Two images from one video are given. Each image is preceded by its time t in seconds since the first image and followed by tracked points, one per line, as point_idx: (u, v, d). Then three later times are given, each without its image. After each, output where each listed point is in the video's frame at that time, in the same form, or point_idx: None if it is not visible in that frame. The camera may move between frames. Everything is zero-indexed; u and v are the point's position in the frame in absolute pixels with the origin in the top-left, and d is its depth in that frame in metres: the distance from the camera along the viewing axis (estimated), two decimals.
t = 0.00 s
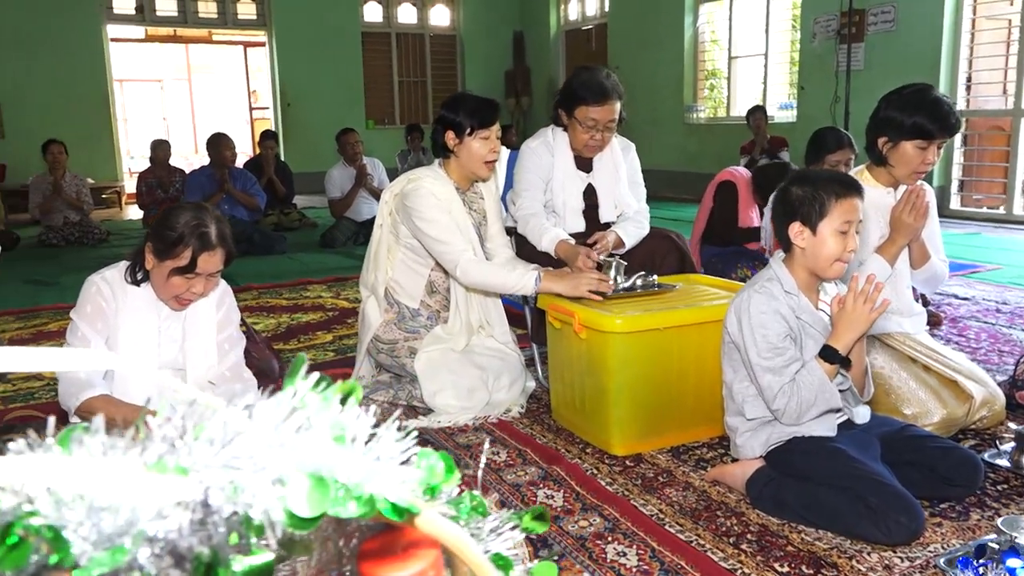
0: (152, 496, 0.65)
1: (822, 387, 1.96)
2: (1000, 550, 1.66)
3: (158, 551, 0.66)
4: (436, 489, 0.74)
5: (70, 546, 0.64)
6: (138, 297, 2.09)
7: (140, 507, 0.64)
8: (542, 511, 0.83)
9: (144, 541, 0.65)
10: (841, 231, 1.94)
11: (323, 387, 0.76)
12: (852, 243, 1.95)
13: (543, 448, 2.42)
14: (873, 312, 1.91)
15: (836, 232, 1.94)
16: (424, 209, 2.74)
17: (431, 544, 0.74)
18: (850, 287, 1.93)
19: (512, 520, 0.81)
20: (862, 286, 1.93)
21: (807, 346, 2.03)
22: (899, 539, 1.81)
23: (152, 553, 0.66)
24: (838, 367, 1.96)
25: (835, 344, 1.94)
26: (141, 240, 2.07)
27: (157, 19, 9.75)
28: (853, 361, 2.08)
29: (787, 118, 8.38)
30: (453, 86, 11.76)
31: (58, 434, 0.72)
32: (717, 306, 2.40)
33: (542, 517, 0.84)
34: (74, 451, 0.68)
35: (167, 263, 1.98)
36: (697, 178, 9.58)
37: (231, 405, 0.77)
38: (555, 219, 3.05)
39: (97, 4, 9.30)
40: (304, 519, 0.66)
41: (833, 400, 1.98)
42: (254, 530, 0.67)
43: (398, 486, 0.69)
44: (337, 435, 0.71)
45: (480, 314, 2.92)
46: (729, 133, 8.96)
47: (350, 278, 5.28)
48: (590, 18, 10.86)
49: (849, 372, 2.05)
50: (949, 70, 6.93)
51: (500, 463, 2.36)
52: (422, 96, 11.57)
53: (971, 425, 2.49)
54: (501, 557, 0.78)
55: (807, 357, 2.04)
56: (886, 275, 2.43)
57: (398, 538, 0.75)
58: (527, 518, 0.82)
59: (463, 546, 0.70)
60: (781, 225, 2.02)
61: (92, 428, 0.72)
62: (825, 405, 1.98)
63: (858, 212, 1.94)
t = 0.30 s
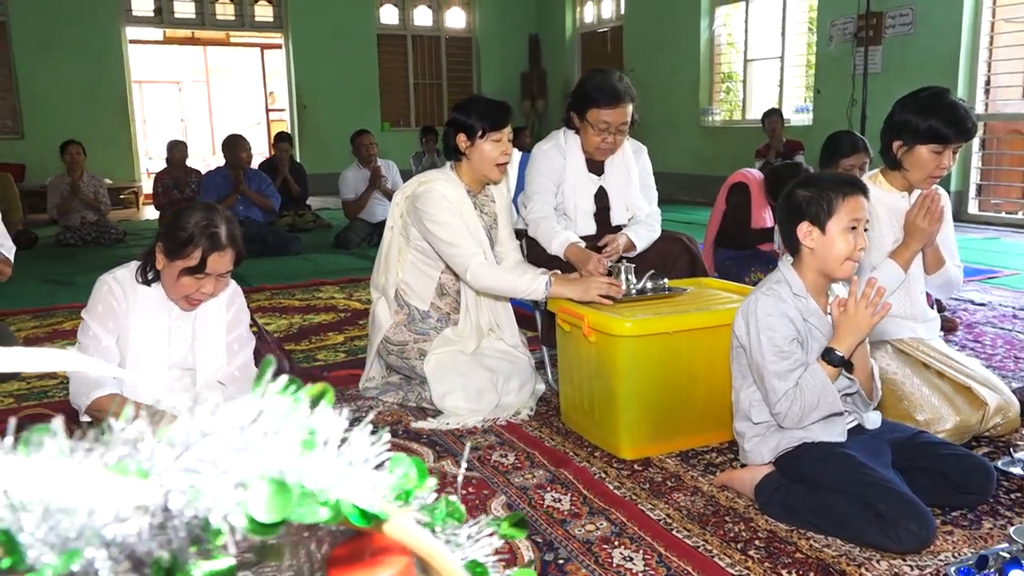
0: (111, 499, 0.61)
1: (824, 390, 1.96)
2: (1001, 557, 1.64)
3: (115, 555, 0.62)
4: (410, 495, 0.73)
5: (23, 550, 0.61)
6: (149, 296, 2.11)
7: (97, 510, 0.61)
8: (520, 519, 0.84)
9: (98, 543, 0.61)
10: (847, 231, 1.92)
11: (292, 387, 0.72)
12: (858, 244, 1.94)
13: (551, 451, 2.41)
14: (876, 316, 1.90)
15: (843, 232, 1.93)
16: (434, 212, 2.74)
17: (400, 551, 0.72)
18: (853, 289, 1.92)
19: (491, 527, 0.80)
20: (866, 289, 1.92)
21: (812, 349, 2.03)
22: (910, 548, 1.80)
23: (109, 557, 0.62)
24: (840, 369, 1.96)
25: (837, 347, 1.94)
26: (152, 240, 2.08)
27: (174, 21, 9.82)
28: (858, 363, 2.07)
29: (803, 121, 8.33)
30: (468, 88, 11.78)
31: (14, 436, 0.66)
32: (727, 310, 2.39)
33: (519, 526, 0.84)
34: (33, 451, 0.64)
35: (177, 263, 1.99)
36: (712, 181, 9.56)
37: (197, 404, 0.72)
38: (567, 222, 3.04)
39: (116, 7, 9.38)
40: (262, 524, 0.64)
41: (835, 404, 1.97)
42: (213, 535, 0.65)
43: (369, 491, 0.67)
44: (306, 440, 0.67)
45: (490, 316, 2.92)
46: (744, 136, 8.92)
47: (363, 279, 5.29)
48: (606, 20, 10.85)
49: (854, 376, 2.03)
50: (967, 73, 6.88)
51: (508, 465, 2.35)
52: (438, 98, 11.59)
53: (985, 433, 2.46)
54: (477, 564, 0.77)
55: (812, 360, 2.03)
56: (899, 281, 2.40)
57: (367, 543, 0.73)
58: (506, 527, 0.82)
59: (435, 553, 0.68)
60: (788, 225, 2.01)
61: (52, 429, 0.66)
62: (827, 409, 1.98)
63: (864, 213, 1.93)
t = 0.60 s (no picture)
0: (58, 497, 0.57)
1: (825, 390, 1.95)
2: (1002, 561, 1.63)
3: (60, 557, 0.57)
4: (373, 496, 0.71)
5: None
6: (154, 296, 2.10)
7: (43, 509, 0.56)
8: (490, 522, 0.82)
9: (45, 543, 0.56)
10: (847, 230, 1.91)
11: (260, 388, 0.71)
12: (859, 243, 1.93)
13: (555, 452, 2.41)
14: (875, 314, 1.90)
15: (843, 231, 1.92)
16: (439, 212, 2.74)
17: (357, 551, 0.66)
18: (853, 289, 1.91)
19: (461, 529, 0.78)
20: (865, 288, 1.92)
21: (812, 349, 2.01)
22: (915, 552, 1.78)
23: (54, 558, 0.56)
24: (841, 369, 1.95)
25: (837, 346, 1.93)
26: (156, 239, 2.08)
27: (187, 22, 9.86)
28: (859, 363, 2.06)
29: (814, 121, 8.30)
30: (478, 89, 11.78)
31: None
32: (731, 311, 2.38)
33: (488, 529, 0.82)
34: None
35: (182, 263, 1.99)
36: (722, 182, 9.54)
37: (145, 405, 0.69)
38: (573, 222, 3.04)
39: (128, 7, 9.43)
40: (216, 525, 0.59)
41: (837, 404, 1.96)
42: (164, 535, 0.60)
43: (332, 494, 0.64)
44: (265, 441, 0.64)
45: (495, 316, 2.92)
46: (755, 137, 8.89)
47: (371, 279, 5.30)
48: (616, 20, 10.83)
49: (855, 376, 2.03)
50: (979, 74, 6.83)
51: (512, 466, 2.35)
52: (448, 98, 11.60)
53: (993, 436, 2.44)
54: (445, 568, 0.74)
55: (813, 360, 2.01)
56: (906, 282, 2.39)
57: (325, 547, 0.66)
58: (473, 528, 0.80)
59: (379, 543, 0.66)
60: (788, 224, 2.00)
61: None
62: (829, 409, 1.96)
63: (864, 212, 1.93)
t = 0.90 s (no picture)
0: None
1: (828, 391, 1.93)
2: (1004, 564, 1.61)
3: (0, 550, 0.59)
4: (328, 491, 0.67)
5: None
6: (159, 292, 2.11)
7: None
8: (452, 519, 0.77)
9: None
10: (849, 231, 1.90)
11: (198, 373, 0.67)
12: (862, 244, 1.92)
13: (558, 451, 2.41)
14: (879, 315, 1.88)
15: (846, 231, 1.90)
16: (444, 210, 2.74)
17: (306, 548, 0.67)
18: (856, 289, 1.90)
19: (420, 524, 0.74)
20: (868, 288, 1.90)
21: (814, 349, 2.00)
22: (917, 555, 1.77)
23: None
24: (843, 369, 1.94)
25: (840, 346, 1.92)
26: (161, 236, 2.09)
27: (200, 20, 9.91)
28: (863, 363, 2.03)
29: (826, 122, 8.25)
30: (490, 88, 11.78)
31: None
32: (735, 311, 2.37)
33: (449, 526, 0.77)
34: None
35: (186, 259, 1.99)
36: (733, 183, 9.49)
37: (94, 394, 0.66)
38: (578, 221, 3.03)
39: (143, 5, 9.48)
40: (152, 522, 0.59)
41: (840, 404, 1.94)
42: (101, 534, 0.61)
43: (286, 488, 0.63)
44: (213, 438, 0.60)
45: (498, 316, 2.91)
46: (767, 137, 8.85)
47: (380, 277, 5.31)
48: (628, 20, 10.79)
49: (860, 377, 1.99)
50: (994, 74, 6.78)
51: (515, 465, 2.35)
52: (460, 97, 11.60)
53: (1000, 439, 2.42)
54: (403, 565, 0.71)
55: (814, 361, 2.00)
56: (912, 284, 2.37)
57: (273, 541, 0.67)
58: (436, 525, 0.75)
59: (326, 537, 0.65)
60: (789, 224, 1.99)
61: None
62: (832, 410, 1.94)
63: (868, 212, 1.91)
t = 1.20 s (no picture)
0: None
1: (833, 391, 1.92)
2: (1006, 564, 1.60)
3: None
4: (281, 479, 0.66)
5: None
6: (163, 286, 2.12)
7: None
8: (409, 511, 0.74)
9: None
10: (858, 232, 1.88)
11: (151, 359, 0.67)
12: (870, 244, 1.90)
13: (559, 448, 2.41)
14: (886, 315, 1.86)
15: (857, 231, 1.89)
16: (450, 209, 2.73)
17: (255, 536, 0.64)
18: (865, 289, 1.88)
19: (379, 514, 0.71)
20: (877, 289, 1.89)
21: (819, 349, 1.99)
22: (917, 556, 1.76)
23: None
24: (848, 370, 1.92)
25: (846, 347, 1.90)
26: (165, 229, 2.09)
27: (213, 17, 9.94)
28: (870, 363, 1.99)
29: (838, 121, 8.19)
30: (501, 86, 11.77)
31: None
32: (740, 311, 2.36)
33: (408, 518, 0.74)
34: None
35: (189, 252, 2.01)
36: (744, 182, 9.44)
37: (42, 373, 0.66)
38: (583, 218, 3.03)
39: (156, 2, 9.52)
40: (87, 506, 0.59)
41: (844, 405, 1.93)
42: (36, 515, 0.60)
43: (235, 477, 0.62)
44: (160, 426, 0.61)
45: (500, 313, 2.91)
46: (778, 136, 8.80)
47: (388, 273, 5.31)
48: (640, 18, 10.76)
49: (864, 377, 1.98)
50: (1007, 73, 6.73)
51: (516, 461, 2.35)
52: (471, 94, 11.59)
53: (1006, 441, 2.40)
54: (357, 555, 0.69)
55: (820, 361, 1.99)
56: (919, 284, 2.35)
57: (219, 528, 0.64)
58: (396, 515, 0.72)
59: (273, 526, 0.63)
60: (796, 223, 1.97)
61: None
62: (836, 410, 1.93)
63: (877, 213, 1.90)
